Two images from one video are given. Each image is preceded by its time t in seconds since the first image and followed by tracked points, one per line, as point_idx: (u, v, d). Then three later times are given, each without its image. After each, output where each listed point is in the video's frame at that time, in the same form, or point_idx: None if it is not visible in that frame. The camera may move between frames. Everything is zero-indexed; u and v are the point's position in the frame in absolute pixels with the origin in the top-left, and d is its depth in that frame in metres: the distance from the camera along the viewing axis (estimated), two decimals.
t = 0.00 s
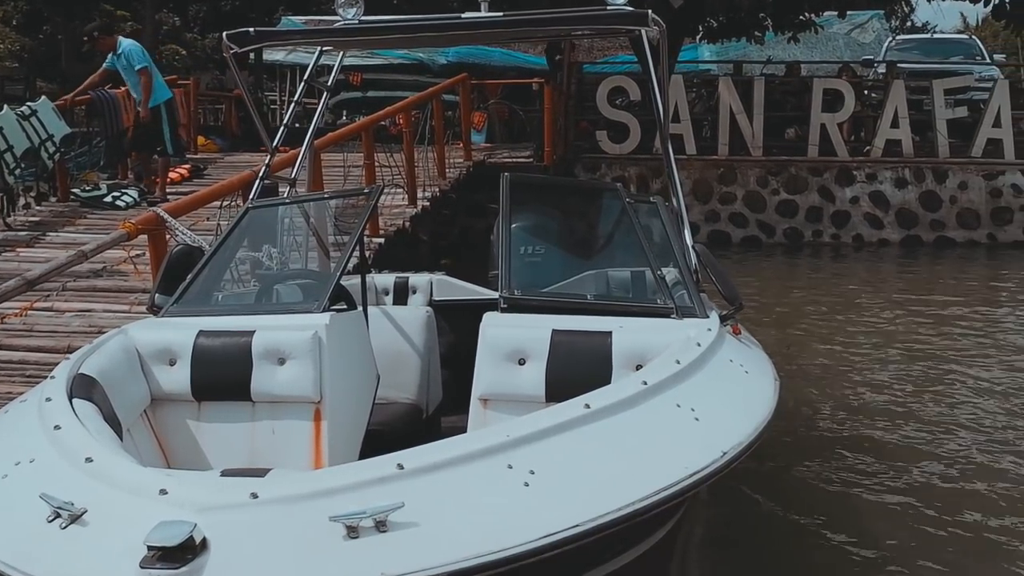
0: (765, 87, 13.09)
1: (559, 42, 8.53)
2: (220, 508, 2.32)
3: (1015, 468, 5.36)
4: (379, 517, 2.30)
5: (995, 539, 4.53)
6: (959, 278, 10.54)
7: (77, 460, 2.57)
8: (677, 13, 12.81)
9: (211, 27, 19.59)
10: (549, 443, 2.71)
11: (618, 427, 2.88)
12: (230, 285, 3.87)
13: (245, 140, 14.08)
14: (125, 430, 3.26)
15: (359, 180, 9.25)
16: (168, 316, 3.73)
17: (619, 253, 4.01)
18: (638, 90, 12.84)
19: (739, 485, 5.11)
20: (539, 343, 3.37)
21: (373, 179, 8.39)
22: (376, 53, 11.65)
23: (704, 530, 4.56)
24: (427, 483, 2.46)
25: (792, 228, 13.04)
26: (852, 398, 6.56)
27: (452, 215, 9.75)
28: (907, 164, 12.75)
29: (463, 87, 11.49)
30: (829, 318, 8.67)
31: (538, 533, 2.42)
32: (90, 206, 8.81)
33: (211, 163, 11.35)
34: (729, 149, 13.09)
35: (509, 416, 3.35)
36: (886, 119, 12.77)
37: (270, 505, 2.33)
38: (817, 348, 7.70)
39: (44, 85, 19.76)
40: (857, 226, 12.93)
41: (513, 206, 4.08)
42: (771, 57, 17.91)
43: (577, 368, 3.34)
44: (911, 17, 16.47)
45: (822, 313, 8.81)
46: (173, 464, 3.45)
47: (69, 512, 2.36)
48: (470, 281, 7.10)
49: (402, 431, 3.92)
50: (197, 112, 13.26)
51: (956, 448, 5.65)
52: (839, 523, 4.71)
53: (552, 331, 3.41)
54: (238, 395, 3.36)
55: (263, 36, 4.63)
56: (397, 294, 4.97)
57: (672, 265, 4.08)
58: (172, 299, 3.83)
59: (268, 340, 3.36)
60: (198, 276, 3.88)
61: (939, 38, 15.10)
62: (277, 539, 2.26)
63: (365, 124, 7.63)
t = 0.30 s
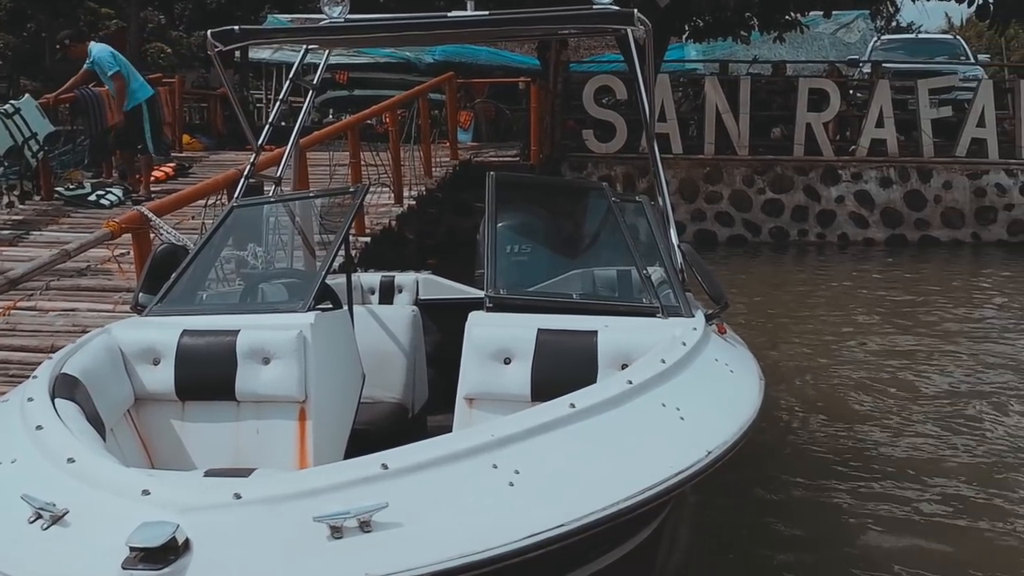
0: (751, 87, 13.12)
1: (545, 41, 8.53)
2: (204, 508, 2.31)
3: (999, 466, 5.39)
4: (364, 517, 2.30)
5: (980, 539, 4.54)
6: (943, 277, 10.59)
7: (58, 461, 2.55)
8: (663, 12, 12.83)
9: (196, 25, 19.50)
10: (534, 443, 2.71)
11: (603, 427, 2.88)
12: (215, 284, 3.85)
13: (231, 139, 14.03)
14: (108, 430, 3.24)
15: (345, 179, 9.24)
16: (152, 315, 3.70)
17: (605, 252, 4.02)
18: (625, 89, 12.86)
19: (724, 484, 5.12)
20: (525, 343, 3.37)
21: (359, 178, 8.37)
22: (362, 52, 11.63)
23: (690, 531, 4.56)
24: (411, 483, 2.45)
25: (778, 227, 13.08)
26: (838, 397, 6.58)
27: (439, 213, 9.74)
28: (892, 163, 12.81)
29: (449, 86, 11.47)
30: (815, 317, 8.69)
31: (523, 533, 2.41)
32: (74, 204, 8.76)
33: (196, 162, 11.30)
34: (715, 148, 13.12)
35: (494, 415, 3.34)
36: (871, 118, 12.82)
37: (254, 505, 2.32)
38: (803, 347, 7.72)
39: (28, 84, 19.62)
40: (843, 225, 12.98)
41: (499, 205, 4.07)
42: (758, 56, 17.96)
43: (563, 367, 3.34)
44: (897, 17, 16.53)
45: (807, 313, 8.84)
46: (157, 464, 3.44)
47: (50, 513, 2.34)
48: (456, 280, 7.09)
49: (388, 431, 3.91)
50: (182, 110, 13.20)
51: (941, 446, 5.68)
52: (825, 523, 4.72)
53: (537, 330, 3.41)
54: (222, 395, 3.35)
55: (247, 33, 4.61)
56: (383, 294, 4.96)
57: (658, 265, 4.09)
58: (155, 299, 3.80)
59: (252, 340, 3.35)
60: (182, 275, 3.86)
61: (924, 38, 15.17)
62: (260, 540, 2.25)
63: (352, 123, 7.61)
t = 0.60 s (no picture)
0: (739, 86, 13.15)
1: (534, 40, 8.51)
2: (190, 509, 2.30)
3: (985, 464, 5.42)
4: (350, 517, 2.29)
5: (968, 538, 4.55)
6: (930, 275, 10.63)
7: (44, 462, 2.54)
8: (652, 12, 12.84)
9: (184, 23, 19.41)
10: (522, 443, 2.71)
11: (591, 426, 2.89)
12: (202, 284, 3.83)
13: (219, 138, 13.97)
14: (94, 430, 3.22)
15: (333, 178, 9.21)
16: (138, 315, 3.68)
17: (593, 251, 4.02)
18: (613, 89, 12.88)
19: (713, 484, 5.13)
20: (513, 342, 3.37)
21: (347, 177, 8.34)
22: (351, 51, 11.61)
23: (678, 531, 4.56)
24: (398, 483, 2.45)
25: (766, 226, 13.10)
26: (825, 396, 6.60)
27: (427, 212, 9.72)
28: (880, 162, 12.87)
29: (438, 84, 11.45)
30: (802, 315, 8.71)
31: (510, 532, 2.41)
32: (59, 204, 8.70)
33: (183, 161, 11.25)
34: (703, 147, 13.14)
35: (482, 415, 3.34)
36: (859, 118, 12.87)
37: (241, 505, 2.32)
38: (791, 346, 7.74)
39: (14, 82, 19.49)
40: (830, 224, 13.02)
41: (487, 204, 4.07)
42: (746, 55, 18.00)
43: (551, 366, 3.34)
44: (884, 17, 16.60)
45: (795, 311, 8.86)
46: (144, 464, 3.42)
47: (35, 514, 2.32)
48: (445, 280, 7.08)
49: (375, 430, 3.89)
50: (170, 109, 13.14)
51: (927, 445, 5.71)
52: (815, 522, 4.73)
53: (525, 330, 3.41)
54: (209, 394, 3.34)
55: (235, 32, 4.59)
56: (371, 293, 4.95)
57: (646, 264, 4.09)
58: (142, 298, 3.78)
59: (239, 340, 3.34)
60: (169, 274, 3.84)
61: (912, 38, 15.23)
62: (246, 540, 2.24)
63: (339, 122, 7.58)
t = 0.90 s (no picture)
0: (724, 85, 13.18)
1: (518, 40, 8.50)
2: (173, 509, 2.29)
3: (971, 460, 5.45)
4: (335, 517, 2.28)
5: (953, 534, 4.56)
6: (915, 273, 10.69)
7: (26, 463, 2.53)
8: (637, 10, 12.84)
9: (168, 23, 19.32)
10: (507, 441, 2.72)
11: (576, 423, 2.89)
12: (186, 283, 3.81)
13: (203, 138, 13.94)
14: (77, 431, 3.21)
15: (318, 177, 9.20)
16: (122, 315, 3.66)
17: (579, 250, 4.02)
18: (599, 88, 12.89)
19: (698, 482, 5.15)
20: (498, 341, 3.37)
21: (332, 176, 8.32)
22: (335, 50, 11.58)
23: (664, 529, 4.56)
24: (383, 482, 2.44)
25: (752, 224, 13.14)
26: (811, 393, 6.62)
27: (413, 212, 9.71)
28: (864, 160, 12.93)
29: (423, 83, 11.43)
30: (787, 313, 8.74)
31: (495, 531, 2.41)
32: (42, 203, 8.64)
33: (168, 161, 11.20)
34: (688, 145, 13.16)
35: (468, 413, 3.33)
36: (843, 116, 12.91)
37: (224, 506, 2.31)
38: (777, 343, 7.77)
39: None
40: (816, 222, 13.07)
41: (473, 203, 4.07)
42: (731, 54, 18.05)
43: (536, 365, 3.34)
44: (869, 16, 16.66)
45: (780, 309, 8.90)
46: (128, 465, 3.41)
47: (17, 516, 2.31)
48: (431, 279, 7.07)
49: (362, 430, 3.89)
50: (154, 109, 13.08)
51: (913, 441, 5.75)
52: (801, 519, 4.74)
53: (511, 328, 3.41)
54: (193, 395, 3.32)
55: (218, 30, 4.57)
56: (357, 292, 4.95)
57: (632, 262, 4.10)
58: (126, 298, 3.76)
59: (223, 340, 3.32)
60: (153, 274, 3.82)
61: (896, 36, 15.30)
62: (230, 540, 2.23)
63: (325, 122, 7.56)
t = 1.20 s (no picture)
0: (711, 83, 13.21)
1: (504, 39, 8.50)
2: (159, 511, 2.28)
3: (957, 455, 5.48)
4: (321, 517, 2.28)
5: (940, 530, 4.58)
6: (900, 270, 10.74)
7: (9, 466, 2.51)
8: (623, 9, 12.86)
9: (153, 22, 19.24)
10: (493, 440, 2.72)
11: (563, 422, 2.90)
12: (172, 284, 3.79)
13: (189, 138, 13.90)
14: (61, 433, 3.19)
15: (304, 177, 9.18)
16: (106, 316, 3.64)
17: (565, 249, 4.02)
18: (586, 87, 12.90)
19: (685, 480, 5.15)
20: (485, 340, 3.36)
21: (319, 176, 8.30)
22: (322, 49, 11.55)
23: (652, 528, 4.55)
24: (369, 482, 2.44)
25: (739, 223, 13.16)
26: (798, 391, 6.64)
27: (400, 211, 9.70)
28: (850, 158, 12.98)
29: (410, 82, 11.42)
30: (773, 310, 8.76)
31: (482, 530, 2.41)
32: (26, 203, 8.56)
33: (154, 160, 11.16)
34: (675, 144, 13.18)
35: (455, 413, 3.31)
36: (829, 114, 12.96)
37: (209, 507, 2.30)
38: (763, 341, 7.78)
39: None
40: (802, 220, 13.10)
41: (460, 202, 4.07)
42: (718, 53, 18.09)
43: (523, 364, 3.33)
44: (854, 14, 16.71)
45: (767, 307, 8.92)
46: (113, 466, 3.39)
47: None
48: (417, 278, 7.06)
49: (349, 430, 3.88)
50: (139, 108, 13.02)
51: (899, 437, 5.77)
52: (791, 517, 4.74)
53: (498, 327, 3.41)
54: (179, 395, 3.31)
55: (201, 28, 4.53)
56: (344, 292, 4.94)
57: (618, 261, 4.10)
58: (111, 299, 3.75)
59: (209, 340, 3.30)
60: (138, 275, 3.80)
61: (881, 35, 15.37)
62: (214, 540, 2.22)
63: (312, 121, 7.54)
